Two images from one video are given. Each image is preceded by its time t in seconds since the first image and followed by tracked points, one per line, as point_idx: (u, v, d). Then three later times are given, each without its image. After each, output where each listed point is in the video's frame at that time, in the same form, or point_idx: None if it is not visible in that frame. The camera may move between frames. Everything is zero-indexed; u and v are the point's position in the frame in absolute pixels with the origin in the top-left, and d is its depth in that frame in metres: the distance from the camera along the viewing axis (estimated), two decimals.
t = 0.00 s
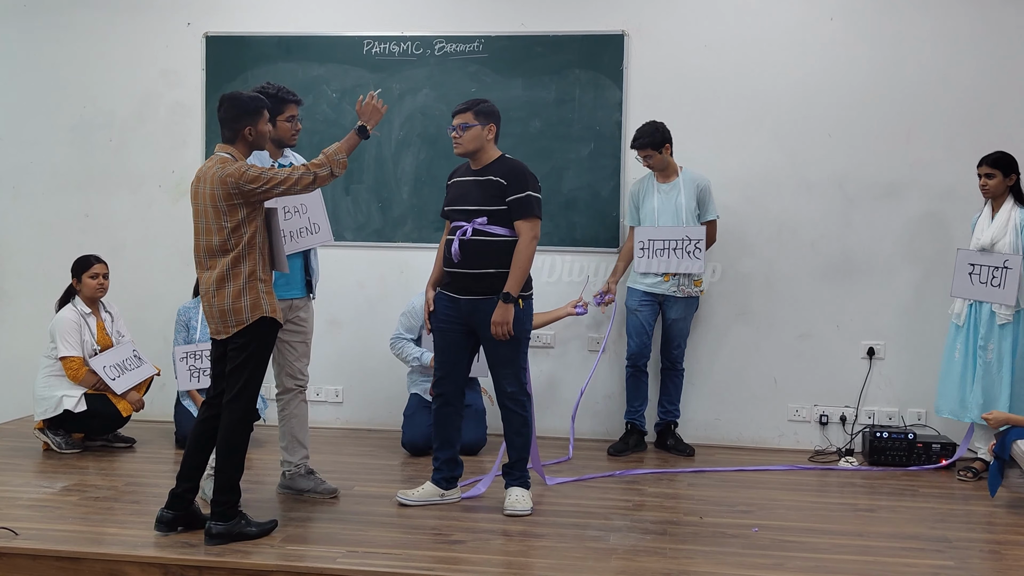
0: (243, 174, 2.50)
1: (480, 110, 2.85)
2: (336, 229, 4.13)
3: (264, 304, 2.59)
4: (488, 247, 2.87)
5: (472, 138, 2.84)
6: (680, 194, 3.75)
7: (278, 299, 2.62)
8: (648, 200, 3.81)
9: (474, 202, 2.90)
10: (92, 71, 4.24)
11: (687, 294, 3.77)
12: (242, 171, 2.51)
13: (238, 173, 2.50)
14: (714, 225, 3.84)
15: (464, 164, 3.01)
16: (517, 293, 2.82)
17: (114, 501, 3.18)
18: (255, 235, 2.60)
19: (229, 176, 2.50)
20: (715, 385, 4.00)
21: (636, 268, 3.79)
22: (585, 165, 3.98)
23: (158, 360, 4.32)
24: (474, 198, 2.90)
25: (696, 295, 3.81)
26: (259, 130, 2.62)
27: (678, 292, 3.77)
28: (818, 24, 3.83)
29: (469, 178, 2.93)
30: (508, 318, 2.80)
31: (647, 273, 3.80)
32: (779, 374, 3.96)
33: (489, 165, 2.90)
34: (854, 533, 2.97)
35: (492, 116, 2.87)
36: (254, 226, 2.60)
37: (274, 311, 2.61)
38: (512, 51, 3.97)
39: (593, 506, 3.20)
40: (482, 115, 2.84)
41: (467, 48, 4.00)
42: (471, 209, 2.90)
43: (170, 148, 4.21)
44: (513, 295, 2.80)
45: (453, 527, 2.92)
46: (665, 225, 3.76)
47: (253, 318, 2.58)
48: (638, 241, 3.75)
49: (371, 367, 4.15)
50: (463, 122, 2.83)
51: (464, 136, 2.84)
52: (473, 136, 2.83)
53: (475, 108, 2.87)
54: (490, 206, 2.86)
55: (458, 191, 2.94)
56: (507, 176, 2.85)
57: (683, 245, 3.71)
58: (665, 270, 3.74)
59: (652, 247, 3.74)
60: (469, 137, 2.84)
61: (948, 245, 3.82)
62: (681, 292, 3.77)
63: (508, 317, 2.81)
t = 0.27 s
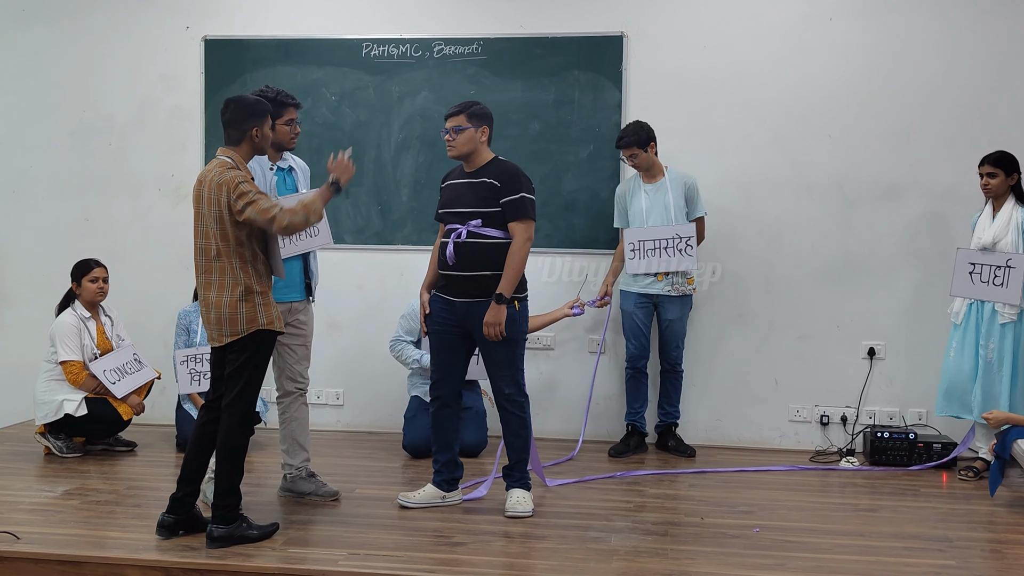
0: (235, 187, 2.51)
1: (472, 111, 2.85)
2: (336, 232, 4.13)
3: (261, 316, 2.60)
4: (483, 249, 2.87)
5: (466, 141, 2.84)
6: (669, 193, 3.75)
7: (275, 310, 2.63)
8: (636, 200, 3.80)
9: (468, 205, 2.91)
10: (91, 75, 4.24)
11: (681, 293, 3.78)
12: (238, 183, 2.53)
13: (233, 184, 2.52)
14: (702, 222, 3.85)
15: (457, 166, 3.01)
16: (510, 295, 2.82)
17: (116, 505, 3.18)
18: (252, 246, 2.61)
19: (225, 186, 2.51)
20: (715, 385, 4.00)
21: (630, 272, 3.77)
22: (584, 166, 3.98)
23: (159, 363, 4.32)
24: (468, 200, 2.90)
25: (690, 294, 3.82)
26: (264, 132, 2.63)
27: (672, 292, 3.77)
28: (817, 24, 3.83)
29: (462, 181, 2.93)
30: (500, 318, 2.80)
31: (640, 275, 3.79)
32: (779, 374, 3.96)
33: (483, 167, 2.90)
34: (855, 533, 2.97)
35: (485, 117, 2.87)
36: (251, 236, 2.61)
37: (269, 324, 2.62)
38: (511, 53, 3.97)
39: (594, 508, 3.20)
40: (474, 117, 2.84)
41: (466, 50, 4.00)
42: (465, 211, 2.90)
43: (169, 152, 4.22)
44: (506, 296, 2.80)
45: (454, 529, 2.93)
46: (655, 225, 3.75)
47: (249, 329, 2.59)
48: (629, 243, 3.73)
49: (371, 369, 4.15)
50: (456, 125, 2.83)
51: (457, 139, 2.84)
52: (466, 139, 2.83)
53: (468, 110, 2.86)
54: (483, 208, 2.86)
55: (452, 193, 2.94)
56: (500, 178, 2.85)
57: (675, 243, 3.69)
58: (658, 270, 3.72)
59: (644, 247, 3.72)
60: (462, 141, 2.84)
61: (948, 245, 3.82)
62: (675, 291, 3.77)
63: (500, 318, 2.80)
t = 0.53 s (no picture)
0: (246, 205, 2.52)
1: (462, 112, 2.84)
2: (336, 232, 4.14)
3: (263, 319, 2.61)
4: (477, 250, 2.87)
5: (457, 143, 2.85)
6: (659, 192, 3.74)
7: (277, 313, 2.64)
8: (625, 200, 3.79)
9: (462, 206, 2.91)
10: (91, 77, 4.24)
11: (674, 292, 3.78)
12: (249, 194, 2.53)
13: (243, 196, 2.52)
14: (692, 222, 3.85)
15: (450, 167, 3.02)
16: (505, 295, 2.82)
17: (117, 506, 3.18)
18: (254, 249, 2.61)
19: (235, 193, 2.51)
20: (716, 385, 4.00)
21: (621, 272, 3.78)
22: (584, 166, 3.98)
23: (159, 365, 4.32)
24: (461, 201, 2.90)
25: (683, 292, 3.81)
26: (265, 133, 2.64)
27: (665, 292, 3.76)
28: (817, 23, 3.82)
29: (455, 181, 2.93)
30: (495, 315, 2.80)
31: (631, 275, 3.80)
32: (780, 373, 3.96)
33: (476, 168, 2.90)
34: (857, 531, 2.97)
35: (475, 118, 2.86)
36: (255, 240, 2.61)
37: (270, 328, 2.63)
38: (511, 53, 3.97)
39: (595, 507, 3.20)
40: (464, 118, 2.83)
41: (465, 50, 4.00)
42: (458, 212, 2.91)
43: (169, 154, 4.22)
44: (501, 296, 2.80)
45: (456, 529, 2.93)
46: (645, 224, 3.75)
47: (250, 333, 2.60)
48: (617, 243, 3.74)
49: (372, 370, 4.15)
50: (447, 128, 2.83)
51: (449, 141, 2.85)
52: (457, 141, 2.84)
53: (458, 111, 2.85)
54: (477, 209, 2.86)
55: (445, 194, 2.95)
56: (493, 178, 2.85)
57: (663, 244, 3.69)
58: (646, 270, 3.73)
59: (632, 247, 3.72)
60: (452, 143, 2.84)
61: (948, 243, 3.82)
62: (668, 290, 3.77)
63: (496, 318, 2.80)
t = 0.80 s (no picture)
0: (269, 198, 2.57)
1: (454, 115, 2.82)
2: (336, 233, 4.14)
3: (267, 320, 2.62)
4: (474, 251, 2.87)
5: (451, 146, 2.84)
6: (655, 193, 3.74)
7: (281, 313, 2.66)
8: (622, 200, 3.80)
9: (458, 207, 2.91)
10: (91, 78, 4.25)
11: (672, 292, 3.77)
12: (265, 191, 2.57)
13: (261, 192, 2.55)
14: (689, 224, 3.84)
15: (447, 168, 3.01)
16: (501, 295, 2.83)
17: (119, 508, 3.18)
18: (257, 251, 2.62)
19: (252, 190, 2.54)
20: (717, 384, 4.00)
21: (616, 274, 3.80)
22: (584, 166, 3.98)
23: (160, 366, 4.32)
24: (458, 202, 2.91)
25: (680, 292, 3.80)
26: (267, 135, 2.66)
27: (662, 292, 3.76)
28: (816, 22, 3.82)
29: (451, 183, 2.94)
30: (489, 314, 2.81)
31: (628, 276, 3.80)
32: (781, 373, 3.96)
33: (471, 169, 2.90)
34: (859, 531, 2.97)
35: (467, 119, 2.84)
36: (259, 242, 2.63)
37: (275, 327, 2.65)
38: (510, 53, 3.98)
39: (596, 507, 3.20)
40: (456, 121, 2.81)
41: (465, 50, 4.00)
42: (455, 213, 2.91)
43: (169, 155, 4.22)
44: (496, 297, 2.80)
45: (457, 529, 2.93)
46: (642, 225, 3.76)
47: (254, 333, 2.60)
48: (614, 244, 3.75)
49: (373, 371, 4.15)
50: (438, 132, 2.82)
51: (442, 144, 2.84)
52: (450, 144, 2.83)
53: (450, 113, 2.83)
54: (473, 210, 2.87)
55: (442, 195, 2.95)
56: (489, 179, 2.85)
57: (658, 245, 3.70)
58: (642, 271, 3.74)
59: (627, 250, 3.74)
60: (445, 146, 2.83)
61: (948, 242, 3.82)
62: (665, 291, 3.76)
63: (492, 319, 2.81)
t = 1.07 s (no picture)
0: (274, 197, 2.57)
1: (450, 116, 2.81)
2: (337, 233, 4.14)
3: (274, 319, 2.63)
4: (474, 251, 2.86)
5: (448, 149, 2.83)
6: (666, 191, 3.74)
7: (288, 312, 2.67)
8: (630, 197, 3.79)
9: (458, 207, 2.91)
10: (92, 78, 4.24)
11: (676, 293, 3.76)
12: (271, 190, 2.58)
13: (266, 191, 2.57)
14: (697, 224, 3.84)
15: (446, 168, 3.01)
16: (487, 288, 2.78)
17: (120, 507, 3.19)
18: (263, 251, 2.63)
19: (258, 190, 2.55)
20: (718, 384, 4.00)
21: (620, 270, 3.80)
22: (585, 166, 3.98)
23: (161, 366, 4.32)
24: (457, 202, 2.90)
25: (685, 293, 3.80)
26: (268, 135, 2.66)
27: (666, 292, 3.76)
28: (817, 22, 3.83)
29: (450, 183, 2.93)
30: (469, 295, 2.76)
31: (631, 273, 3.80)
32: (782, 373, 3.96)
33: (470, 169, 2.90)
34: (860, 531, 2.97)
35: (463, 119, 2.83)
36: (266, 242, 2.64)
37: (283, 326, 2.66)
38: (512, 53, 3.98)
39: (598, 507, 3.20)
40: (453, 122, 2.80)
41: (466, 50, 4.00)
42: (455, 214, 2.90)
43: (170, 155, 4.22)
44: (480, 288, 2.77)
45: (458, 529, 2.93)
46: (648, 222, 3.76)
47: (262, 332, 2.61)
48: (619, 241, 3.76)
49: (374, 370, 4.15)
50: (436, 134, 2.81)
51: (440, 147, 2.83)
52: (448, 145, 2.82)
53: (446, 114, 2.82)
54: (473, 210, 2.86)
55: (441, 195, 2.94)
56: (489, 178, 2.84)
57: (662, 243, 3.70)
58: (648, 269, 3.74)
59: (632, 246, 3.75)
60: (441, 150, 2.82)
61: (949, 242, 3.82)
62: (669, 291, 3.76)
63: (467, 306, 2.75)
